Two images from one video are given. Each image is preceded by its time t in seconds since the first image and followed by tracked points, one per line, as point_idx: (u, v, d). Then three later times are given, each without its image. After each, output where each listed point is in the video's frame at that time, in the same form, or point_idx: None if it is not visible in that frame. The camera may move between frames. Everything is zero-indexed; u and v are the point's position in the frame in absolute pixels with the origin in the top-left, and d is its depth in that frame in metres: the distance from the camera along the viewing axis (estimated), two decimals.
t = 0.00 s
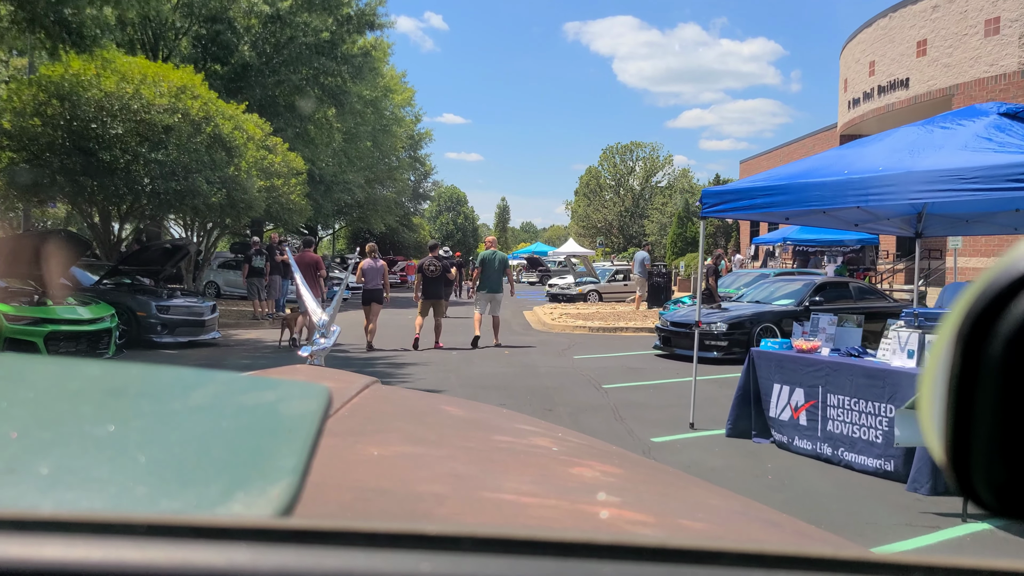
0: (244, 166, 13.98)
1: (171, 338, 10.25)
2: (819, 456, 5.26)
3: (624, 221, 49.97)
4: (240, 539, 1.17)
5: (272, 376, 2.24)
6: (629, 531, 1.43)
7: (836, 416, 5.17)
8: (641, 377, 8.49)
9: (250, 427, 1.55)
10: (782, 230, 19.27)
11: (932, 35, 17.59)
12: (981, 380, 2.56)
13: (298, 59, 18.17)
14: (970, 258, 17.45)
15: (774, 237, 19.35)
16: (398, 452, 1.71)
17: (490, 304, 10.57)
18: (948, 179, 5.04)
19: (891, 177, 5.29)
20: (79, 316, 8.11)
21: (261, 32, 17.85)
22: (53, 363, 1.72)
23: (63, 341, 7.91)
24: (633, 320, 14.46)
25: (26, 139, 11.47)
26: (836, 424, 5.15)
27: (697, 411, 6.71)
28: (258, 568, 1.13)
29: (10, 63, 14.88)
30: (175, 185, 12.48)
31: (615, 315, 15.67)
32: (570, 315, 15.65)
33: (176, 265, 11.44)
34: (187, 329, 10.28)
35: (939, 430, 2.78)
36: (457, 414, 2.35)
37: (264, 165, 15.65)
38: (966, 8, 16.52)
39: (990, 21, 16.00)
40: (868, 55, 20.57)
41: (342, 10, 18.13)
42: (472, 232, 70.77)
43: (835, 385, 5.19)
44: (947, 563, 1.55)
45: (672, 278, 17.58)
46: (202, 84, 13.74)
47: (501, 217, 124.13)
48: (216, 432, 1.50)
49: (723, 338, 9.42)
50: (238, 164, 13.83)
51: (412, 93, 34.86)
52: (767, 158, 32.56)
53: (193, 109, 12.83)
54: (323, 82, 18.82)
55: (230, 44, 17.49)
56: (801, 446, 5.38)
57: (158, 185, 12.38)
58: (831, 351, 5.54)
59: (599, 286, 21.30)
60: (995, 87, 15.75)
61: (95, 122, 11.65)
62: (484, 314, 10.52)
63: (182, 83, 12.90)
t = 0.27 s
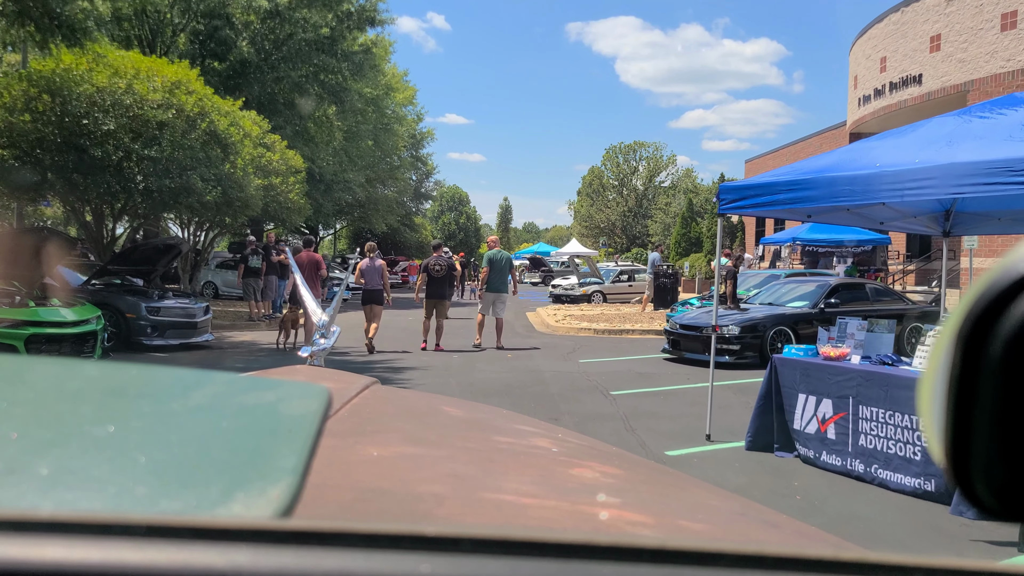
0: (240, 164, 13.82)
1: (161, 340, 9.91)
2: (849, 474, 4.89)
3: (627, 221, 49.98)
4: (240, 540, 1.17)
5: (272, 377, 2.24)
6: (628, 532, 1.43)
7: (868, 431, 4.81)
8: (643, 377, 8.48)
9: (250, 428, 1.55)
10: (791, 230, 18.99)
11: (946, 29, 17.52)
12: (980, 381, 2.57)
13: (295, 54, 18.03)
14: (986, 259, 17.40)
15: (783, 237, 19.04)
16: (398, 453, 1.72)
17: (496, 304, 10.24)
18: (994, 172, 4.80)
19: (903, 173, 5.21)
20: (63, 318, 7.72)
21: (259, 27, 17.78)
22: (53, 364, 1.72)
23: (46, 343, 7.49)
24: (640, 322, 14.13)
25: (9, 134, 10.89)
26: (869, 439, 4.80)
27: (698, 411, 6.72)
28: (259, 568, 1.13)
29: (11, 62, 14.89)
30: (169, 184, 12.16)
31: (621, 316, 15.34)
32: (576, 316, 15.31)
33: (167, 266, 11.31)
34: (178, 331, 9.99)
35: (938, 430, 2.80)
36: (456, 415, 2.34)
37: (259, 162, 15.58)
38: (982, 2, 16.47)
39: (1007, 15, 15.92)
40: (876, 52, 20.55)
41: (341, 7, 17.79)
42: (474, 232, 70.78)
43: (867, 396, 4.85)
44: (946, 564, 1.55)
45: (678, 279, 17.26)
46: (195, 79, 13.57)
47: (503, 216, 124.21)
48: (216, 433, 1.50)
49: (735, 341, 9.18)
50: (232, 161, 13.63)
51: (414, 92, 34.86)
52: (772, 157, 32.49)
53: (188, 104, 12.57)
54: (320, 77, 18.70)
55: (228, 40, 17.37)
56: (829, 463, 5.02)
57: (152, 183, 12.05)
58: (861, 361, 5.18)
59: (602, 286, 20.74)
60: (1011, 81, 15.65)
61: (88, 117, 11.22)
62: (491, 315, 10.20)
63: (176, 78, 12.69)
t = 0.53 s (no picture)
0: (236, 162, 13.73)
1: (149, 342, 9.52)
2: (884, 494, 4.46)
3: (630, 221, 50.06)
4: (238, 539, 1.17)
5: (271, 377, 2.24)
6: (627, 533, 1.43)
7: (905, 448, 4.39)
8: (644, 378, 8.47)
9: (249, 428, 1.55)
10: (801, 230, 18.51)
11: (960, 25, 17.52)
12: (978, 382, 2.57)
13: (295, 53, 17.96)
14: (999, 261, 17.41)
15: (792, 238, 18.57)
16: (397, 453, 1.72)
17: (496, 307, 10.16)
18: None
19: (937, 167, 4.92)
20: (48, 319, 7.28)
21: (258, 25, 17.68)
22: (53, 363, 1.72)
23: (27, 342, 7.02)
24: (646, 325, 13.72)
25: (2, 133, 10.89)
26: (907, 456, 4.37)
27: (699, 412, 6.71)
28: (257, 568, 1.13)
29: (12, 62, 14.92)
30: (162, 181, 12.14)
31: (626, 319, 14.92)
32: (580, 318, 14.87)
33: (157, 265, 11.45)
34: (168, 332, 9.67)
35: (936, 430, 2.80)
36: (456, 415, 2.35)
37: (258, 160, 15.58)
38: None
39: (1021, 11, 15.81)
40: (889, 49, 20.78)
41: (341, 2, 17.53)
42: (476, 232, 70.86)
43: (902, 409, 4.43)
44: (944, 565, 1.56)
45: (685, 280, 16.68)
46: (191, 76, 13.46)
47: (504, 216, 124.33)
48: (215, 433, 1.50)
49: (747, 346, 8.72)
50: (226, 158, 13.47)
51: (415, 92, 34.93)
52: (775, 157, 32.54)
53: (182, 100, 12.46)
54: (322, 76, 18.72)
55: (226, 37, 17.30)
56: (862, 482, 4.60)
57: (143, 180, 12.05)
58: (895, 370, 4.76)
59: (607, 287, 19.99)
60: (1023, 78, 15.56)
61: (77, 113, 11.18)
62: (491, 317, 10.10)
63: (170, 74, 12.62)
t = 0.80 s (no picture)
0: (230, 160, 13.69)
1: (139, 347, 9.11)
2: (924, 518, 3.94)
3: (634, 222, 50.13)
4: (239, 539, 1.17)
5: (270, 377, 2.24)
6: (627, 532, 1.43)
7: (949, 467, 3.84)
8: (645, 377, 8.47)
9: (248, 428, 1.55)
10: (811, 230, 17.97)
11: (977, 19, 17.41)
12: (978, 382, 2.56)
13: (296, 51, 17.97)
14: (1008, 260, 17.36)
15: (801, 238, 17.98)
16: (396, 453, 1.72)
17: (495, 307, 10.12)
18: None
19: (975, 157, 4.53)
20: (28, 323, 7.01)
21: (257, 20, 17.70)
22: (54, 363, 1.71)
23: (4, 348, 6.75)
24: (653, 327, 13.24)
25: None
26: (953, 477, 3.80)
27: (700, 409, 6.71)
28: (257, 568, 1.13)
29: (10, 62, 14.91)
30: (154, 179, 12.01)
31: (631, 321, 14.42)
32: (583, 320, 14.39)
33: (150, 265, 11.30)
34: (158, 337, 9.26)
35: (937, 430, 2.80)
36: (456, 414, 2.34)
37: (256, 158, 15.57)
38: None
39: None
40: (899, 43, 20.45)
41: None
42: (479, 232, 70.91)
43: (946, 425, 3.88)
44: (945, 564, 1.55)
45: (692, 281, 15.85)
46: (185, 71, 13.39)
47: (506, 216, 124.38)
48: (215, 433, 1.50)
49: (764, 352, 8.16)
50: (220, 157, 13.53)
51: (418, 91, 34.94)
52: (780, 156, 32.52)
53: (177, 96, 12.38)
54: (322, 74, 18.73)
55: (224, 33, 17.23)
56: (899, 502, 4.09)
57: (135, 179, 11.90)
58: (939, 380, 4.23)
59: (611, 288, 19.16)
60: None
61: (67, 109, 11.03)
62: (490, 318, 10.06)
63: (165, 69, 12.46)
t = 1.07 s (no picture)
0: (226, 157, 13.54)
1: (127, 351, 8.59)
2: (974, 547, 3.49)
3: (637, 221, 50.10)
4: (238, 539, 1.18)
5: (271, 377, 2.24)
6: (627, 532, 1.43)
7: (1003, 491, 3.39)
8: (646, 376, 8.47)
9: (249, 428, 1.55)
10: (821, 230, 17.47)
11: (993, 13, 16.48)
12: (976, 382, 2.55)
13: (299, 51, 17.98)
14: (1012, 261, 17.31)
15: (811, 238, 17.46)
16: (396, 453, 1.72)
17: (495, 307, 10.07)
18: None
19: None
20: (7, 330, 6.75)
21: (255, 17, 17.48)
22: (53, 363, 1.71)
23: None
24: (660, 328, 12.82)
25: None
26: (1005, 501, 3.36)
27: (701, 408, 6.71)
28: (258, 567, 1.13)
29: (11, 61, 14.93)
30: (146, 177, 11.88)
31: (638, 322, 13.99)
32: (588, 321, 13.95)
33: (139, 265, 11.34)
34: (150, 339, 8.70)
35: (935, 430, 2.80)
36: (456, 415, 2.35)
37: (252, 155, 15.56)
38: None
39: None
40: (912, 39, 19.61)
41: None
42: (481, 232, 70.92)
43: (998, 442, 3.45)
44: (944, 565, 1.55)
45: (699, 282, 15.98)
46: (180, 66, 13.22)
47: (508, 216, 124.47)
48: (215, 433, 1.50)
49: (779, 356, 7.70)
50: (217, 154, 13.33)
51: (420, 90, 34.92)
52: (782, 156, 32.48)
53: (169, 92, 12.23)
54: (323, 73, 18.73)
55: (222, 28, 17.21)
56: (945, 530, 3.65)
57: (126, 176, 11.81)
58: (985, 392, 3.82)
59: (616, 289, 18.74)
60: None
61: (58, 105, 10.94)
62: (490, 319, 10.01)
63: (158, 64, 12.28)
